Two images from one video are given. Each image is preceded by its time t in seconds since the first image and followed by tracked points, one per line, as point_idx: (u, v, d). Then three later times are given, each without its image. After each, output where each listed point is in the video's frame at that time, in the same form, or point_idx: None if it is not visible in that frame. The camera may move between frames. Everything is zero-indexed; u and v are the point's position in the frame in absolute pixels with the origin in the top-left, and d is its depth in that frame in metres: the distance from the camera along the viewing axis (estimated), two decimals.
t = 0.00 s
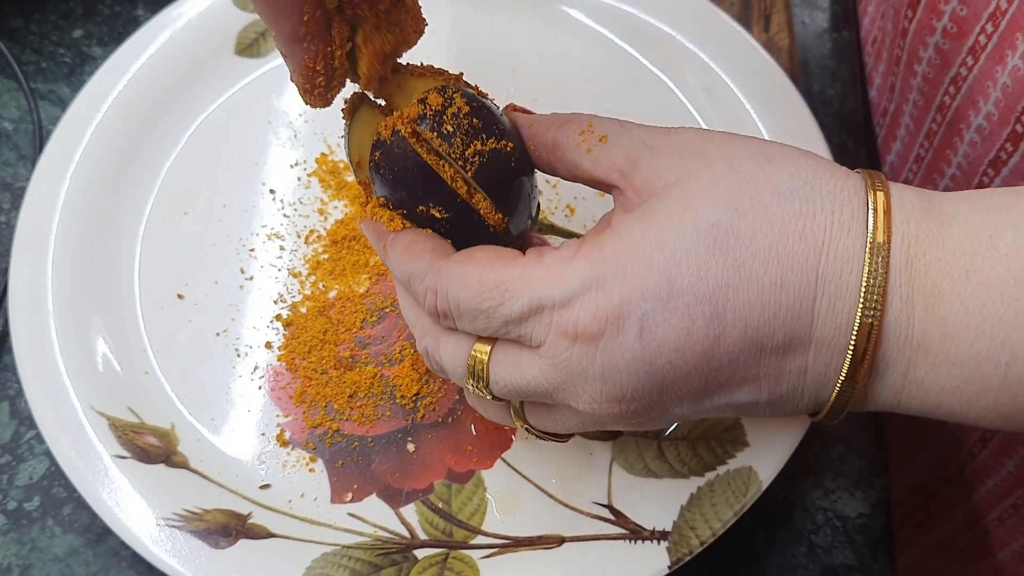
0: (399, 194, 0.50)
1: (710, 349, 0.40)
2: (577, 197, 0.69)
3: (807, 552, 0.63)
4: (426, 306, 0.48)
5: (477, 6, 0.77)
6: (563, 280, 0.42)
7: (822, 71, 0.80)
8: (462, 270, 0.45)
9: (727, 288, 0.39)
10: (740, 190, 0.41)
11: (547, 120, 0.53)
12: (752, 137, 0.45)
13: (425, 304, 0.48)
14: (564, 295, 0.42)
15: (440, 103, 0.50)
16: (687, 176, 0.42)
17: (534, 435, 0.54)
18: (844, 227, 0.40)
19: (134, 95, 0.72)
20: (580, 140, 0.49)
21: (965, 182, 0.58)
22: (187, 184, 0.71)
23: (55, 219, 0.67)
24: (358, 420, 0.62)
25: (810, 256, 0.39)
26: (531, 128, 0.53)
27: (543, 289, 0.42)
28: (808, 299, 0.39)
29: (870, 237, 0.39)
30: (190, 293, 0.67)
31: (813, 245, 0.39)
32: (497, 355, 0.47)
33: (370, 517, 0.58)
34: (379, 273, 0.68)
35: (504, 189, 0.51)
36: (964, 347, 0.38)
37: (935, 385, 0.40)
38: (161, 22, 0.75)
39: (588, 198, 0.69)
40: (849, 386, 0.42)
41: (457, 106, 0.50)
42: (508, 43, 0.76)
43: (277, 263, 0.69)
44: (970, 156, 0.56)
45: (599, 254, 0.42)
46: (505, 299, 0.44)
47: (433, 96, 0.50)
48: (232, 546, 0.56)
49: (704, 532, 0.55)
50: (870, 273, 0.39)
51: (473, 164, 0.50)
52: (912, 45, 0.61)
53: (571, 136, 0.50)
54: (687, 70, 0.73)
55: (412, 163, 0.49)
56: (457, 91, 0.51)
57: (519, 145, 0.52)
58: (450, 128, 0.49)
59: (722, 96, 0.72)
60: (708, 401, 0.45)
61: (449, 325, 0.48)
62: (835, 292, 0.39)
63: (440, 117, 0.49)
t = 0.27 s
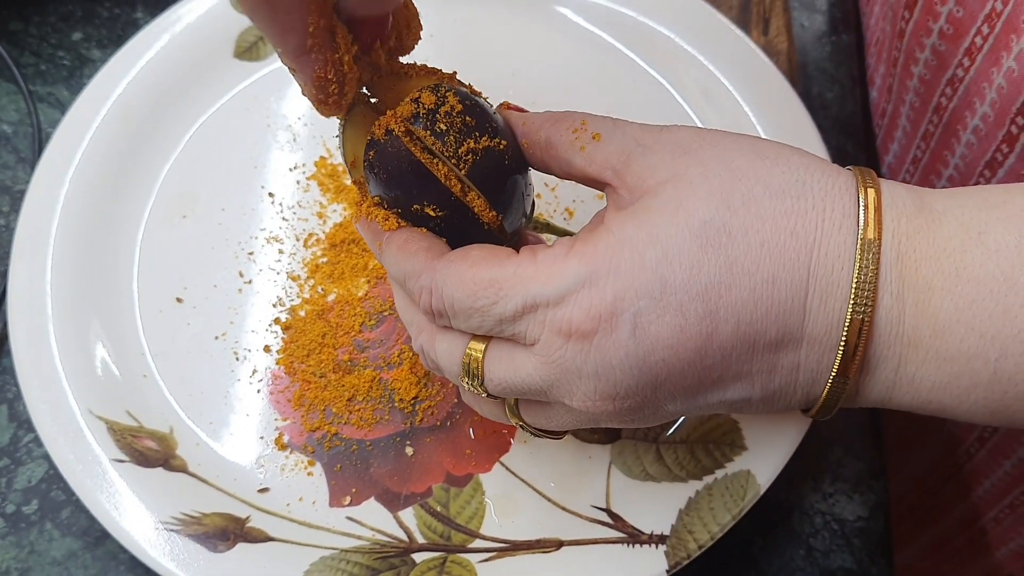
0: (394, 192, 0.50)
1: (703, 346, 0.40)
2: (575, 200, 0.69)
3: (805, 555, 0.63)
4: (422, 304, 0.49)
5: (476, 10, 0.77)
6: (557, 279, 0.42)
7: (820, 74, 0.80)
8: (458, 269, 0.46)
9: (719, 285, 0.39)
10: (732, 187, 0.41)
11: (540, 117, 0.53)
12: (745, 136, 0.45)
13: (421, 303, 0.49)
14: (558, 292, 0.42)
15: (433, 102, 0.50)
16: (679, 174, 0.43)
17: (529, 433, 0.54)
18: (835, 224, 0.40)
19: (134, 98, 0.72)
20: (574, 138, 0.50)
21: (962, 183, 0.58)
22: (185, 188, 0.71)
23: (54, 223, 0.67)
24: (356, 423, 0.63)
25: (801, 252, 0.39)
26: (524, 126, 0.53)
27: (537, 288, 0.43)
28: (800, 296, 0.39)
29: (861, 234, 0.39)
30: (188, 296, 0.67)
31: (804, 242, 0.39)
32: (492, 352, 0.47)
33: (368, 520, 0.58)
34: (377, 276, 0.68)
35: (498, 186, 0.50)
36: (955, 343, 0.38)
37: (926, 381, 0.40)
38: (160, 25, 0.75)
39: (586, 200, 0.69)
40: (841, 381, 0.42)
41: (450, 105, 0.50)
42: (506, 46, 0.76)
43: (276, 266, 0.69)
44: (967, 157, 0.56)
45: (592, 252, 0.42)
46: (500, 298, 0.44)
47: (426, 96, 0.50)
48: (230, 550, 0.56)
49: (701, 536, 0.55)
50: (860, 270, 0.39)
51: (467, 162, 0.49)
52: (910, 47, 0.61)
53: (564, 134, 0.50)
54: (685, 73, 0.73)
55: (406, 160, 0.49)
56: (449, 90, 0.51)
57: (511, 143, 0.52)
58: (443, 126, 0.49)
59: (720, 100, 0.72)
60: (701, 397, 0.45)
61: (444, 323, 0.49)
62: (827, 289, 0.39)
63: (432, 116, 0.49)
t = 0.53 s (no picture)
0: (395, 181, 0.50)
1: (701, 345, 0.40)
2: (575, 198, 0.69)
3: (804, 554, 0.63)
4: (422, 296, 0.49)
5: (475, 8, 0.77)
6: (557, 273, 0.42)
7: (820, 72, 0.80)
8: (457, 262, 0.45)
9: (719, 284, 0.39)
10: (733, 185, 0.41)
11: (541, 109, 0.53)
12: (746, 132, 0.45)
13: (420, 294, 0.49)
14: (558, 288, 0.42)
15: (436, 91, 0.49)
16: (680, 169, 0.42)
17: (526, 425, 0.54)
18: (836, 223, 0.39)
19: (131, 96, 0.72)
20: (576, 131, 0.49)
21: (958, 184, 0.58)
22: (183, 186, 0.71)
23: (51, 221, 0.67)
24: (354, 422, 0.62)
25: (801, 252, 0.39)
26: (527, 117, 0.53)
27: (536, 283, 0.42)
28: (799, 296, 0.39)
29: (862, 234, 0.39)
30: (186, 295, 0.67)
31: (805, 241, 0.39)
32: (489, 347, 0.47)
33: (366, 520, 0.58)
34: (375, 275, 0.68)
35: (499, 178, 0.50)
36: (954, 343, 0.38)
37: (925, 382, 0.40)
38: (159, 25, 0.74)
39: (585, 199, 0.69)
40: (839, 381, 0.42)
41: (453, 94, 0.49)
42: (505, 44, 0.76)
43: (274, 265, 0.68)
44: (964, 157, 0.56)
45: (593, 248, 0.41)
46: (498, 292, 0.44)
47: (430, 84, 0.49)
48: (227, 549, 0.56)
49: (700, 535, 0.54)
50: (861, 269, 0.39)
51: (469, 153, 0.49)
52: (907, 47, 0.61)
53: (566, 126, 0.50)
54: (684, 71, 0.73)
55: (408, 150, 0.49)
56: (453, 78, 0.50)
57: (514, 134, 0.51)
58: (446, 116, 0.49)
59: (719, 98, 0.72)
60: (698, 396, 0.45)
61: (443, 315, 0.49)
62: (826, 289, 0.39)
63: (435, 105, 0.49)
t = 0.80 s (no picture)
0: (393, 197, 0.50)
1: (701, 364, 0.40)
2: (574, 197, 0.69)
3: (804, 553, 0.63)
4: (422, 313, 0.49)
5: (475, 6, 0.77)
6: (556, 294, 0.42)
7: (820, 70, 0.80)
8: (456, 278, 0.45)
9: (718, 304, 0.39)
10: (733, 203, 0.41)
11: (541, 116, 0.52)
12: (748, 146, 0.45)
13: (420, 311, 0.49)
14: (556, 310, 0.42)
15: (433, 108, 0.49)
16: (679, 180, 0.42)
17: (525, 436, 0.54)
18: (837, 242, 0.39)
19: (130, 95, 0.72)
20: (576, 144, 0.49)
21: (953, 190, 0.58)
22: (182, 185, 0.71)
23: (50, 221, 0.67)
24: (353, 421, 0.62)
25: (802, 272, 0.39)
26: (526, 129, 0.52)
27: (535, 302, 0.42)
28: (800, 314, 0.39)
29: (863, 251, 0.39)
30: (185, 294, 0.67)
31: (806, 261, 0.39)
32: (490, 363, 0.47)
33: (366, 518, 0.58)
34: (375, 273, 0.68)
35: (498, 192, 0.50)
36: (957, 361, 0.38)
37: (930, 398, 0.40)
38: (157, 23, 0.74)
39: (585, 198, 0.69)
40: (841, 400, 0.42)
41: (450, 110, 0.49)
42: (505, 42, 0.75)
43: (274, 263, 0.68)
44: (961, 163, 0.56)
45: (592, 267, 0.41)
46: (498, 311, 0.44)
47: (426, 99, 0.49)
48: (226, 547, 0.56)
49: (700, 535, 0.54)
50: (862, 288, 0.38)
51: (466, 168, 0.49)
52: (904, 52, 0.61)
53: (567, 139, 0.49)
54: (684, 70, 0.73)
55: (405, 167, 0.49)
56: (450, 93, 0.50)
57: (513, 147, 0.51)
58: (443, 133, 0.49)
59: (719, 97, 0.72)
60: (700, 411, 0.45)
61: (443, 331, 0.48)
62: (827, 308, 0.39)
63: (433, 122, 0.49)
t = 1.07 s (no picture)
0: (394, 192, 0.51)
1: (694, 376, 0.40)
2: (575, 195, 0.69)
3: (805, 552, 0.62)
4: (418, 309, 0.48)
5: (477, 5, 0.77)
6: (552, 300, 0.42)
7: (822, 69, 0.80)
8: (454, 279, 0.45)
9: (715, 317, 0.39)
10: (736, 216, 0.40)
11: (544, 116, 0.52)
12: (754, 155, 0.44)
13: (417, 307, 0.49)
14: (552, 316, 0.42)
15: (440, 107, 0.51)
16: (682, 181, 0.42)
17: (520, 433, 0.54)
18: (838, 259, 0.39)
19: (131, 92, 0.72)
20: (583, 146, 0.49)
21: (952, 198, 0.58)
22: (182, 183, 0.71)
23: (50, 219, 0.67)
24: (354, 419, 0.62)
25: (801, 288, 0.39)
26: (534, 127, 0.53)
27: (530, 310, 0.42)
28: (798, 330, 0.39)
29: (864, 270, 0.38)
30: (186, 292, 0.67)
31: (806, 277, 0.39)
32: (484, 363, 0.47)
33: (365, 516, 0.58)
34: (377, 273, 0.68)
35: (500, 193, 0.51)
36: (960, 379, 0.38)
37: (930, 415, 0.40)
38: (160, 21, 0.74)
39: (586, 196, 0.69)
40: (837, 414, 0.42)
41: (457, 110, 0.51)
42: (506, 41, 0.75)
43: (275, 261, 0.68)
44: (960, 169, 0.56)
45: (590, 276, 0.41)
46: (493, 314, 0.43)
47: (435, 99, 0.51)
48: (226, 546, 0.56)
49: (700, 532, 0.54)
50: (863, 305, 0.38)
51: (469, 169, 0.50)
52: (903, 57, 0.61)
53: (574, 141, 0.49)
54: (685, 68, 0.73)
55: (408, 163, 0.51)
56: (459, 93, 0.52)
57: (518, 147, 0.52)
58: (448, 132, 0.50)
59: (721, 96, 0.72)
60: (693, 421, 0.45)
61: (439, 328, 0.48)
62: (826, 323, 0.39)
63: (439, 121, 0.50)
